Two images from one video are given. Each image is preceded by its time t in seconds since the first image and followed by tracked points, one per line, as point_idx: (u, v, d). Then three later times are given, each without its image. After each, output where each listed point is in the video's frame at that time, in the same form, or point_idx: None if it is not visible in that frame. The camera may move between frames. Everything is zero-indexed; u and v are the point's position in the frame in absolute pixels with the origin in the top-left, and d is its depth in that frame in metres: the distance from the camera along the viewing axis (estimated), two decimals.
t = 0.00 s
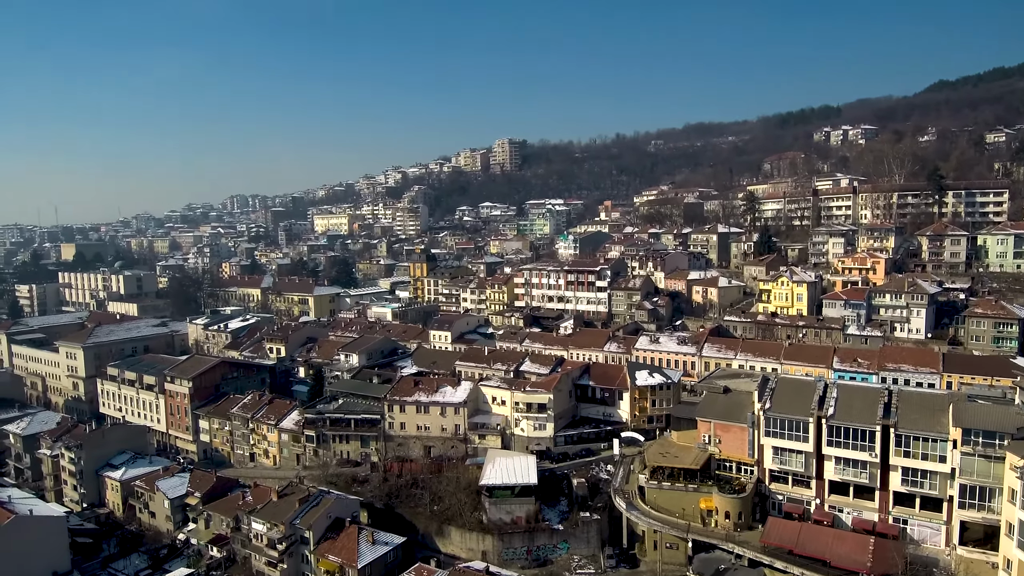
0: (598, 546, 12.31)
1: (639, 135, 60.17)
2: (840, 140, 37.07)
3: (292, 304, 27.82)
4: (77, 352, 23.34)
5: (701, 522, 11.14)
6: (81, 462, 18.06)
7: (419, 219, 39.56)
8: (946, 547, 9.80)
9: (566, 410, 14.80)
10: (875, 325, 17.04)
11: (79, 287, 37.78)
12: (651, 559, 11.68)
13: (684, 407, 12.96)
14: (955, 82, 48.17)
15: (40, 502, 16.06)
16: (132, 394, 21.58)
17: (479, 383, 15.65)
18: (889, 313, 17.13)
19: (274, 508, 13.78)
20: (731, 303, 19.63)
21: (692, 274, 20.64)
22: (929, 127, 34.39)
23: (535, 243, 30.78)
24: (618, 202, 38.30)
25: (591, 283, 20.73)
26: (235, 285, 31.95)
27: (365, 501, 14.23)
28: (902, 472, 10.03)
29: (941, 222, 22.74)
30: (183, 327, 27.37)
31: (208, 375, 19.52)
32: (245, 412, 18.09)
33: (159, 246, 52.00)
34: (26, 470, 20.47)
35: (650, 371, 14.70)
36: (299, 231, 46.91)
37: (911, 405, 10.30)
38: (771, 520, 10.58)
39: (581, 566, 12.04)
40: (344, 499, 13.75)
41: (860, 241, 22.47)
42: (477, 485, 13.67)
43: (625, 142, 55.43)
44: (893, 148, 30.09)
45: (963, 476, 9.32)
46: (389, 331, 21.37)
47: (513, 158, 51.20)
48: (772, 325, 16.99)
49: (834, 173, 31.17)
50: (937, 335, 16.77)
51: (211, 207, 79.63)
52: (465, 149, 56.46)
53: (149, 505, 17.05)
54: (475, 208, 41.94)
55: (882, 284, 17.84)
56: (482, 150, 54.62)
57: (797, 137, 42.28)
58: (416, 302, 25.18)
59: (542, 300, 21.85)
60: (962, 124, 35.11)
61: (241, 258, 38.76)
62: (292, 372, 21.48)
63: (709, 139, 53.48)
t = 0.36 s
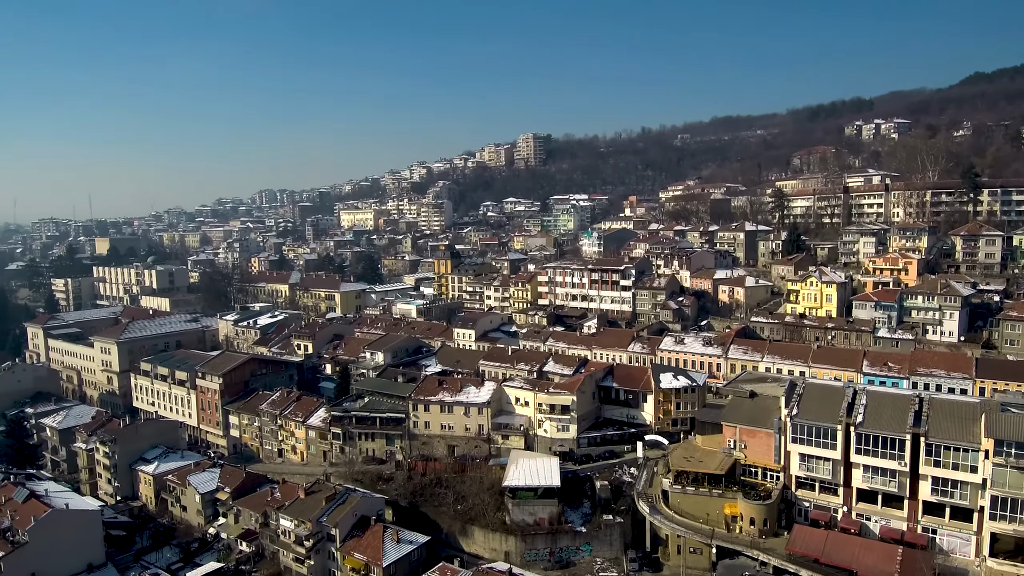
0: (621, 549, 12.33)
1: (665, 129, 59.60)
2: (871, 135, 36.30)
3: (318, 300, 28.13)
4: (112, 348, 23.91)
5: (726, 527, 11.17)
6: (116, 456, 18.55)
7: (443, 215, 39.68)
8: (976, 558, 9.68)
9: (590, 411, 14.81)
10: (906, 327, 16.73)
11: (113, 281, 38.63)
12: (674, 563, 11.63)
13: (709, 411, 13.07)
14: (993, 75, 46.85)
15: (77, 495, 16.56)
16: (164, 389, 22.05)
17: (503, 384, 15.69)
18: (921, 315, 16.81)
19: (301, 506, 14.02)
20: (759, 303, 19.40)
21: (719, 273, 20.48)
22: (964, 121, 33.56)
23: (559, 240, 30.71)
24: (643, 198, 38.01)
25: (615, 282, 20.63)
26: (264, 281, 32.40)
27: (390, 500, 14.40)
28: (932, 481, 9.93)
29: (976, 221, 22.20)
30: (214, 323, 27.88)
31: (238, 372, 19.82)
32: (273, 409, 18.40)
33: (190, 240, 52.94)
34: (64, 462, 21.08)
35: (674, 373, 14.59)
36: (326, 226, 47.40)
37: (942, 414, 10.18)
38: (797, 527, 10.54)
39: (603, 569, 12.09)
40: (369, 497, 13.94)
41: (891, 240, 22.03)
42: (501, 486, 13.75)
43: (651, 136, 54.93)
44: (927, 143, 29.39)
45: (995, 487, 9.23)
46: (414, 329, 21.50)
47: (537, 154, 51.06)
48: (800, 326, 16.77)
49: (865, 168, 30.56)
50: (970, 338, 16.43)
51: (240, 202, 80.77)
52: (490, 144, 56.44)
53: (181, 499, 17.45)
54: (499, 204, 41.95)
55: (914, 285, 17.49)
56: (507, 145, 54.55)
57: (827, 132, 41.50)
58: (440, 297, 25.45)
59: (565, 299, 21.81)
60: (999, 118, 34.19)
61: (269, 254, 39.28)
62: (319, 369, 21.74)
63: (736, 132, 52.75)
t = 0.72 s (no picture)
0: (644, 551, 12.34)
1: (692, 121, 58.91)
2: (905, 128, 35.46)
3: (345, 295, 28.40)
4: (145, 341, 24.44)
5: (751, 532, 11.13)
6: (149, 448, 19.02)
7: (468, 209, 39.76)
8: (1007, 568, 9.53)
9: (613, 412, 14.79)
10: (939, 328, 16.40)
11: (145, 274, 39.42)
12: (697, 566, 11.62)
13: (736, 413, 12.98)
14: None
15: (112, 488, 17.03)
16: (195, 382, 22.50)
17: (526, 383, 15.71)
18: (954, 317, 16.47)
19: (329, 502, 14.24)
20: (787, 302, 19.19)
21: (746, 271, 20.35)
22: (1002, 114, 32.62)
23: (584, 234, 30.60)
24: (669, 192, 37.66)
25: (640, 280, 20.50)
26: (292, 275, 32.82)
27: (415, 496, 14.56)
28: (962, 489, 9.79)
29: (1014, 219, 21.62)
30: (244, 317, 28.34)
31: (266, 366, 20.03)
32: (301, 404, 18.68)
33: (220, 233, 53.77)
34: (99, 453, 21.66)
35: (700, 374, 14.49)
36: (352, 220, 47.80)
37: (974, 421, 10.01)
38: (823, 533, 10.45)
39: (626, 571, 12.11)
40: (395, 495, 14.11)
41: (924, 238, 21.56)
42: (524, 485, 13.83)
43: (678, 129, 54.33)
44: (964, 136, 28.62)
45: None
46: (439, 325, 21.60)
47: (562, 147, 50.84)
48: (829, 326, 16.54)
49: (898, 163, 29.90)
50: (1006, 340, 16.06)
51: (268, 194, 81.74)
52: (515, 137, 56.32)
53: (211, 492, 17.85)
54: (523, 198, 41.92)
55: (948, 284, 17.11)
56: (531, 138, 54.39)
57: (859, 124, 40.66)
58: (464, 292, 25.57)
59: (590, 296, 21.74)
60: None
61: (297, 247, 39.76)
62: (346, 364, 21.96)
63: (765, 124, 51.93)
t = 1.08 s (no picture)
0: (667, 551, 12.36)
1: (720, 111, 58.08)
2: (940, 119, 34.57)
3: (370, 288, 28.64)
4: (177, 333, 24.95)
5: (775, 535, 11.13)
6: (181, 440, 19.45)
7: (492, 201, 39.76)
8: None
9: (636, 410, 14.76)
10: (970, 327, 16.06)
11: (176, 265, 40.16)
12: (720, 568, 11.61)
13: (761, 414, 12.92)
14: None
15: (145, 478, 17.48)
16: (224, 374, 22.92)
17: (549, 381, 15.72)
18: (988, 317, 16.14)
19: (354, 496, 14.47)
20: (815, 299, 18.97)
21: (773, 268, 20.17)
22: None
23: (608, 228, 30.43)
24: (695, 183, 37.28)
25: (664, 276, 20.34)
26: (318, 267, 33.18)
27: (438, 492, 14.71)
28: (992, 497, 9.62)
29: None
30: (271, 310, 28.77)
31: (294, 360, 20.30)
32: (327, 398, 18.94)
33: (248, 224, 54.52)
34: (133, 443, 22.23)
35: (724, 374, 14.38)
36: (377, 212, 48.11)
37: (1007, 427, 9.80)
38: (849, 538, 10.36)
39: (648, 570, 12.15)
40: (418, 490, 14.28)
41: (958, 234, 21.06)
42: (547, 483, 13.90)
43: (705, 119, 53.63)
44: (1001, 127, 27.80)
45: None
46: (463, 320, 21.69)
47: (587, 138, 50.51)
48: (858, 325, 16.29)
49: (932, 155, 29.20)
50: None
51: (296, 185, 82.58)
52: (539, 128, 56.08)
53: (241, 483, 18.23)
54: (547, 189, 41.81)
55: (982, 284, 16.74)
56: (556, 129, 54.12)
57: (892, 114, 39.73)
58: (487, 286, 25.64)
59: (613, 292, 21.64)
60: None
61: (323, 239, 40.16)
62: (371, 358, 22.20)
63: (795, 114, 51.01)
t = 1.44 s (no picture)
0: (689, 551, 12.35)
1: (748, 100, 57.14)
2: (977, 109, 33.60)
3: (394, 281, 28.83)
4: (207, 324, 25.40)
5: (799, 538, 11.08)
6: (211, 431, 19.87)
7: (516, 193, 39.68)
8: None
9: (660, 409, 14.70)
10: (1004, 328, 15.68)
11: (205, 256, 40.83)
12: (743, 569, 11.58)
13: (787, 416, 12.86)
14: None
15: (176, 469, 17.91)
16: (253, 366, 23.31)
17: (572, 378, 15.71)
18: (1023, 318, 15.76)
19: (379, 490, 14.67)
20: (844, 297, 18.67)
21: (801, 264, 19.89)
22: None
23: (633, 221, 30.22)
24: (722, 175, 36.81)
25: (689, 272, 20.16)
26: (343, 259, 33.49)
27: (462, 487, 14.86)
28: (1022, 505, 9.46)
29: None
30: (299, 302, 29.14)
31: (320, 353, 20.51)
32: (353, 391, 19.17)
33: (276, 215, 55.16)
34: (165, 432, 22.75)
35: (750, 374, 14.25)
36: (402, 203, 48.34)
37: None
38: (874, 543, 10.22)
39: (670, 570, 12.16)
40: (442, 486, 14.43)
41: (994, 232, 20.51)
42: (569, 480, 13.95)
43: (732, 108, 52.82)
44: None
45: None
46: (486, 314, 21.74)
47: (612, 128, 50.10)
48: (888, 324, 16.03)
49: (967, 147, 28.43)
50: None
51: (322, 176, 83.24)
52: (564, 119, 55.75)
53: (269, 474, 18.58)
54: (572, 181, 41.63)
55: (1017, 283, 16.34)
56: (581, 120, 53.74)
57: (926, 104, 38.73)
58: (511, 280, 25.66)
59: (638, 287, 21.51)
60: None
61: (348, 231, 40.49)
62: (396, 351, 22.37)
63: (826, 103, 49.97)
